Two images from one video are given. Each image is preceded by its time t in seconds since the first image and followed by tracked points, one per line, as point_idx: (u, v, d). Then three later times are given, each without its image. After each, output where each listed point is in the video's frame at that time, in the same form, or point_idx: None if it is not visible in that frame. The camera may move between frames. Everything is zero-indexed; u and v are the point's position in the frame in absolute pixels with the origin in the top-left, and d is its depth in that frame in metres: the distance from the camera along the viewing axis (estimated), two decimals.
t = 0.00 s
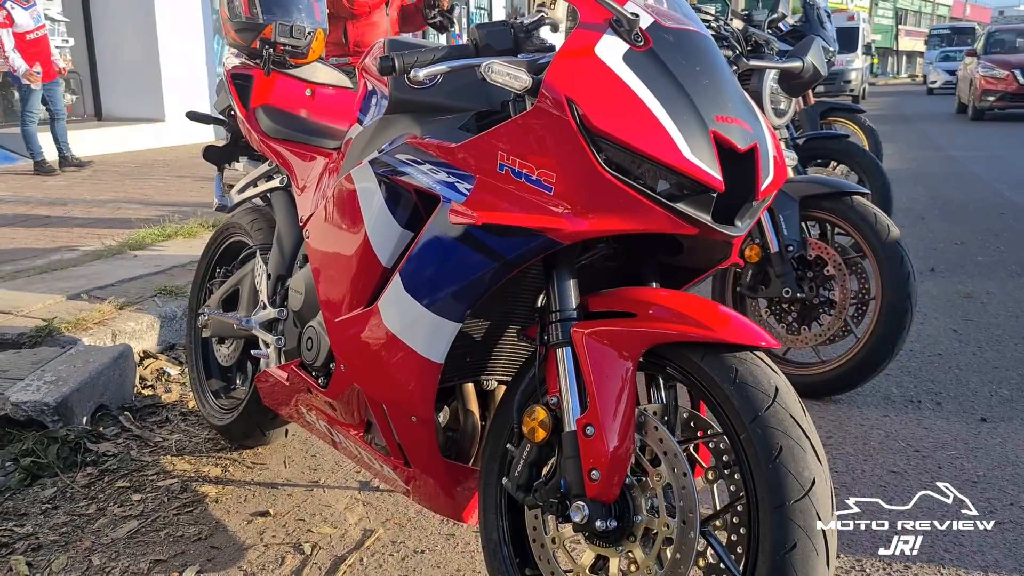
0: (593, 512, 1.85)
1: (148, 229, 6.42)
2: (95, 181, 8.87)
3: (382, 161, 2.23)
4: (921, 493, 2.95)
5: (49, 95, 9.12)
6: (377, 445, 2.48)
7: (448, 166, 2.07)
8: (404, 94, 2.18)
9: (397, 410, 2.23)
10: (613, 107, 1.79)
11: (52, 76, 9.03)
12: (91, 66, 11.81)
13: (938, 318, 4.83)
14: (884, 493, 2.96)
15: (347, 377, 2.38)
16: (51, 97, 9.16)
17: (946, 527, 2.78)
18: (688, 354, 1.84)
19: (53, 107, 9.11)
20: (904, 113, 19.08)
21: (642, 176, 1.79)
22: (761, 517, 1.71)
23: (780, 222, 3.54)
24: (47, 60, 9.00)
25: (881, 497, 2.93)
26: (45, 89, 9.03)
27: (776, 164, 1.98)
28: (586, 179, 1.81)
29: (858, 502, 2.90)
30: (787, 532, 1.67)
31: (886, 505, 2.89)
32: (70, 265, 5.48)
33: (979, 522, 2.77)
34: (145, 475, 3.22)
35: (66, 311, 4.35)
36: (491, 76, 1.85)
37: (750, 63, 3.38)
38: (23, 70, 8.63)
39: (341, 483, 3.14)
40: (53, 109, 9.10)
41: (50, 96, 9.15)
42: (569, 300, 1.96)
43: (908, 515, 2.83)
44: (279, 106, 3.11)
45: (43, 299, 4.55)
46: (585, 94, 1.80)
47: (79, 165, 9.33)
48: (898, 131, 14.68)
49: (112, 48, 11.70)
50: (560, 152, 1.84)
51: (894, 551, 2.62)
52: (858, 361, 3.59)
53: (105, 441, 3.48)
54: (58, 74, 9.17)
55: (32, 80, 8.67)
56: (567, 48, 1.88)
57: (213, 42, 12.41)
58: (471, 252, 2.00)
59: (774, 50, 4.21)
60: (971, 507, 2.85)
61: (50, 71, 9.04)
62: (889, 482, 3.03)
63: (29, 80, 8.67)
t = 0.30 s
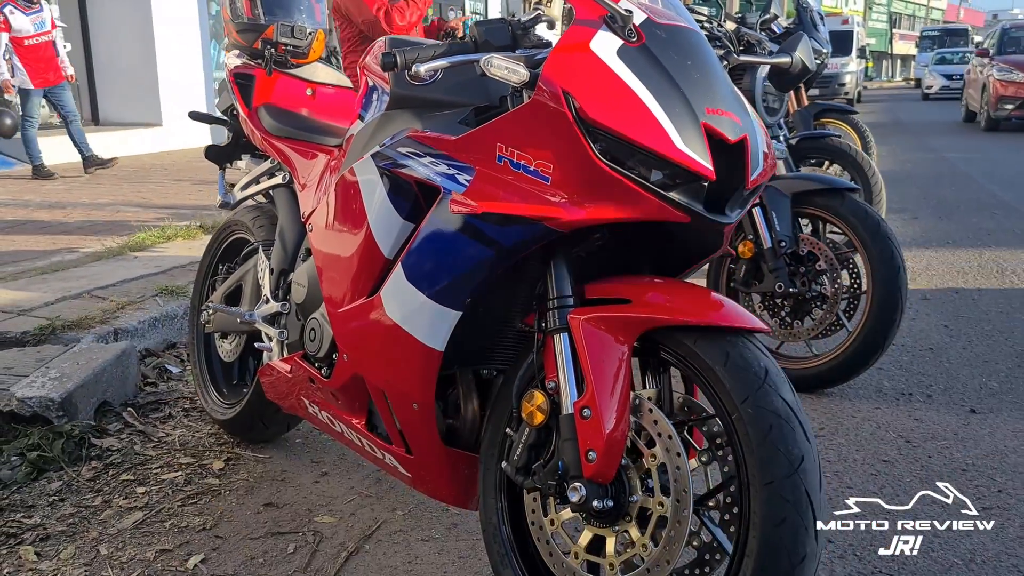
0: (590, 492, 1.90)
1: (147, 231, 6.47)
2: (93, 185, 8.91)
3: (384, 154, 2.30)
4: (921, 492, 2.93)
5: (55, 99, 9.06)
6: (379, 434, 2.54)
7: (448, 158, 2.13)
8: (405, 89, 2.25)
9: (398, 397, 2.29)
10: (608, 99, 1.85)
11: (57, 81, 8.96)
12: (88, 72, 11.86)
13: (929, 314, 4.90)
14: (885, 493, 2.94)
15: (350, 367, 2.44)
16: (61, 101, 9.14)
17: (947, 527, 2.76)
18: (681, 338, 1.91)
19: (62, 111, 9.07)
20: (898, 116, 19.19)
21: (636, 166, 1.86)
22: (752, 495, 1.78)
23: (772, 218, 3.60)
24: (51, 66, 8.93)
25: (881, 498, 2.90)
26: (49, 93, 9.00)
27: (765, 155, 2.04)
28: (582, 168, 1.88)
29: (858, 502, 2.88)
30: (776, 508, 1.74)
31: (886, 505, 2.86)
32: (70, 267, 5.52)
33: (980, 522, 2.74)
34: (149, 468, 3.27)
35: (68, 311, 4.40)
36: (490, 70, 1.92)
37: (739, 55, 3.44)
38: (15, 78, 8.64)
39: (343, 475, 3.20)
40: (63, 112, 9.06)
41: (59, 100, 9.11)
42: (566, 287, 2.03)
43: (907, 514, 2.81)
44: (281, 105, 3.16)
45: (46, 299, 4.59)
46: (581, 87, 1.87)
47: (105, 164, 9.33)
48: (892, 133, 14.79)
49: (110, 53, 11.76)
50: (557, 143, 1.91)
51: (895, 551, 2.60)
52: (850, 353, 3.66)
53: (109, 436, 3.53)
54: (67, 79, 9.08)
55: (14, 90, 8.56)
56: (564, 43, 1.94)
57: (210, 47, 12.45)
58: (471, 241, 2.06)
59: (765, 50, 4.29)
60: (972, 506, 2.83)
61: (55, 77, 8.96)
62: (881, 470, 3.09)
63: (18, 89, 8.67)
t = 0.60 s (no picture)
0: (585, 481, 1.95)
1: (144, 232, 6.49)
2: (90, 187, 8.92)
3: (382, 152, 2.34)
4: (921, 492, 2.92)
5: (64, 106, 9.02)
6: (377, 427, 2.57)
7: (444, 154, 2.17)
8: (402, 88, 2.29)
9: (396, 390, 2.33)
10: (601, 96, 1.89)
11: (70, 86, 8.95)
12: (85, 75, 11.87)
13: (921, 312, 4.94)
14: (883, 492, 2.93)
15: (348, 361, 2.48)
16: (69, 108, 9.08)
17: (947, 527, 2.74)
18: (674, 329, 1.95)
19: (65, 117, 9.00)
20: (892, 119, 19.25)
21: (628, 161, 1.90)
22: (743, 482, 1.82)
23: (764, 216, 3.65)
24: (65, 70, 8.91)
25: (880, 497, 2.89)
26: (60, 99, 8.99)
27: (755, 152, 2.09)
28: (576, 164, 1.92)
29: (858, 502, 2.87)
30: (765, 494, 1.79)
31: (885, 504, 2.85)
32: (70, 267, 5.55)
33: (980, 522, 2.73)
34: (149, 465, 3.30)
35: (67, 310, 4.42)
36: (486, 67, 1.96)
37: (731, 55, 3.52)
38: (22, 82, 8.74)
39: (340, 470, 3.23)
40: (65, 118, 8.99)
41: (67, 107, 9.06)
42: (560, 281, 2.07)
43: (907, 515, 2.80)
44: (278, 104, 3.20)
45: (45, 299, 4.62)
46: (574, 84, 1.91)
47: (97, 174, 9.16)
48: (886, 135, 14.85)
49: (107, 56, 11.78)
50: (551, 139, 1.95)
51: (895, 552, 2.59)
52: (842, 350, 3.69)
53: (109, 433, 3.55)
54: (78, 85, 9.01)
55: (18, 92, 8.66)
56: (557, 41, 1.98)
57: (207, 50, 12.47)
58: (467, 236, 2.10)
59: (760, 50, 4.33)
60: (971, 506, 2.82)
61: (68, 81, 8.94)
62: (873, 464, 3.13)
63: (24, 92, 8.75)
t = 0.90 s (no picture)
0: (588, 481, 1.96)
1: (145, 237, 6.49)
2: (91, 192, 8.93)
3: (385, 155, 2.35)
4: (921, 492, 2.93)
5: (79, 110, 9.04)
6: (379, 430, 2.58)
7: (448, 157, 2.18)
8: (405, 92, 2.30)
9: (399, 392, 2.34)
10: (603, 98, 1.90)
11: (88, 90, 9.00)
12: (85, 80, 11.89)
13: (921, 315, 4.96)
14: (882, 492, 2.95)
15: (351, 363, 2.49)
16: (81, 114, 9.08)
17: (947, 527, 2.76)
18: (676, 330, 1.97)
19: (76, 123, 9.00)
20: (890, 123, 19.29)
21: (631, 163, 1.91)
22: (746, 480, 1.83)
23: (764, 218, 3.66)
24: (83, 75, 8.96)
25: (880, 497, 2.91)
26: (76, 103, 9.02)
27: (757, 154, 2.10)
28: (578, 166, 1.93)
29: (858, 502, 2.89)
30: (768, 493, 1.80)
31: (885, 504, 2.87)
32: (72, 272, 5.56)
33: (979, 522, 2.74)
34: (151, 468, 3.30)
35: (69, 314, 4.43)
36: (489, 70, 1.96)
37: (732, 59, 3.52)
38: (41, 84, 8.71)
39: (342, 473, 3.24)
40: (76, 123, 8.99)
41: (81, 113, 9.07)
42: (563, 283, 2.08)
43: (905, 514, 2.82)
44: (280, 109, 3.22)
45: (46, 304, 4.62)
46: (577, 87, 1.92)
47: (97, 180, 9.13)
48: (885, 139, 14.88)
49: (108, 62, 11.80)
50: (554, 141, 1.96)
51: (896, 552, 2.60)
52: (842, 352, 3.71)
53: (111, 437, 3.55)
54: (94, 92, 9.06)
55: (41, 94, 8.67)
56: (559, 44, 1.99)
57: (207, 56, 12.48)
58: (470, 238, 2.11)
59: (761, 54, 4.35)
60: (971, 506, 2.84)
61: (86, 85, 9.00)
62: (874, 466, 3.13)
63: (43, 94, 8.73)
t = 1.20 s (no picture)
0: (589, 481, 1.95)
1: (145, 239, 6.49)
2: (91, 193, 8.92)
3: (386, 154, 2.34)
4: (922, 492, 2.92)
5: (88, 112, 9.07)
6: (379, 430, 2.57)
7: (449, 156, 2.17)
8: (406, 91, 2.30)
9: (400, 392, 2.32)
10: (605, 97, 1.90)
11: (95, 92, 9.04)
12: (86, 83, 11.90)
13: (922, 317, 4.95)
14: (882, 492, 2.95)
15: (351, 363, 2.48)
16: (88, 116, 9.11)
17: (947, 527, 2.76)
18: (677, 329, 1.96)
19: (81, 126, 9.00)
20: (890, 126, 19.29)
21: (632, 162, 1.90)
22: (748, 480, 1.83)
23: (765, 219, 3.65)
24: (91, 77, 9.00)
25: (880, 497, 2.91)
26: (86, 104, 9.04)
27: (759, 153, 2.09)
28: (579, 164, 1.92)
29: (858, 502, 2.89)
30: (770, 493, 1.79)
31: (885, 504, 2.87)
32: (72, 273, 5.55)
33: (980, 522, 2.74)
34: (150, 469, 3.29)
35: (68, 315, 4.42)
36: (490, 68, 1.96)
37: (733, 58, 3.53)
38: (53, 82, 8.65)
39: (341, 474, 3.23)
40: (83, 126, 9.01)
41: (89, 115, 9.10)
42: (564, 282, 2.07)
43: (906, 514, 2.82)
44: (280, 109, 3.22)
45: (46, 305, 4.61)
46: (578, 86, 1.92)
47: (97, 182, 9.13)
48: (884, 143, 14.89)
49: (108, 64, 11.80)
50: (555, 140, 1.96)
51: (895, 551, 2.59)
52: (844, 354, 3.70)
53: (110, 438, 3.54)
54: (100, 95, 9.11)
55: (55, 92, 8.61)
56: (560, 43, 1.99)
57: (207, 58, 12.47)
58: (471, 238, 2.11)
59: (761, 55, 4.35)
60: (971, 506, 2.83)
61: (95, 86, 9.04)
62: (875, 468, 3.12)
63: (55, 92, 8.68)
